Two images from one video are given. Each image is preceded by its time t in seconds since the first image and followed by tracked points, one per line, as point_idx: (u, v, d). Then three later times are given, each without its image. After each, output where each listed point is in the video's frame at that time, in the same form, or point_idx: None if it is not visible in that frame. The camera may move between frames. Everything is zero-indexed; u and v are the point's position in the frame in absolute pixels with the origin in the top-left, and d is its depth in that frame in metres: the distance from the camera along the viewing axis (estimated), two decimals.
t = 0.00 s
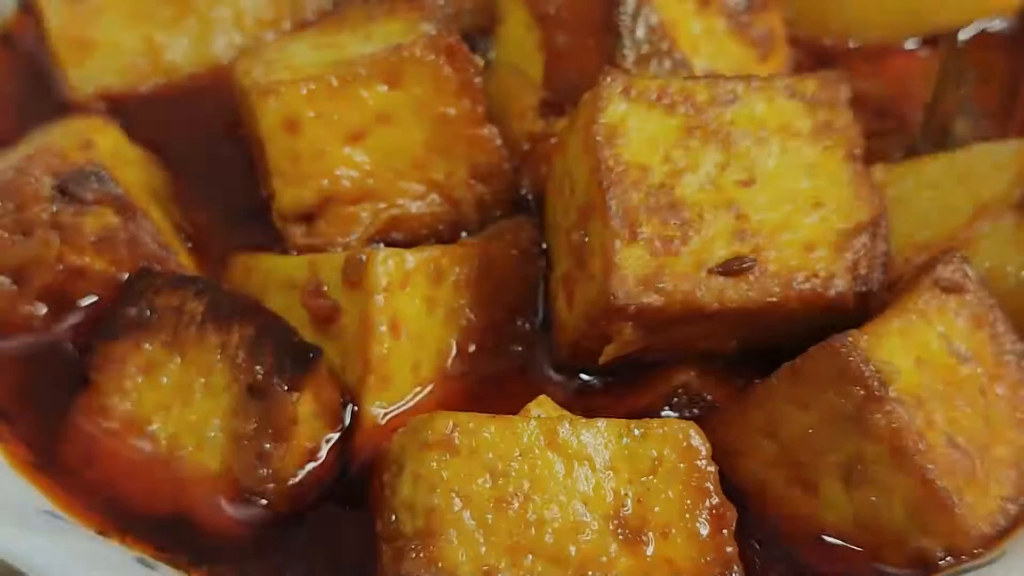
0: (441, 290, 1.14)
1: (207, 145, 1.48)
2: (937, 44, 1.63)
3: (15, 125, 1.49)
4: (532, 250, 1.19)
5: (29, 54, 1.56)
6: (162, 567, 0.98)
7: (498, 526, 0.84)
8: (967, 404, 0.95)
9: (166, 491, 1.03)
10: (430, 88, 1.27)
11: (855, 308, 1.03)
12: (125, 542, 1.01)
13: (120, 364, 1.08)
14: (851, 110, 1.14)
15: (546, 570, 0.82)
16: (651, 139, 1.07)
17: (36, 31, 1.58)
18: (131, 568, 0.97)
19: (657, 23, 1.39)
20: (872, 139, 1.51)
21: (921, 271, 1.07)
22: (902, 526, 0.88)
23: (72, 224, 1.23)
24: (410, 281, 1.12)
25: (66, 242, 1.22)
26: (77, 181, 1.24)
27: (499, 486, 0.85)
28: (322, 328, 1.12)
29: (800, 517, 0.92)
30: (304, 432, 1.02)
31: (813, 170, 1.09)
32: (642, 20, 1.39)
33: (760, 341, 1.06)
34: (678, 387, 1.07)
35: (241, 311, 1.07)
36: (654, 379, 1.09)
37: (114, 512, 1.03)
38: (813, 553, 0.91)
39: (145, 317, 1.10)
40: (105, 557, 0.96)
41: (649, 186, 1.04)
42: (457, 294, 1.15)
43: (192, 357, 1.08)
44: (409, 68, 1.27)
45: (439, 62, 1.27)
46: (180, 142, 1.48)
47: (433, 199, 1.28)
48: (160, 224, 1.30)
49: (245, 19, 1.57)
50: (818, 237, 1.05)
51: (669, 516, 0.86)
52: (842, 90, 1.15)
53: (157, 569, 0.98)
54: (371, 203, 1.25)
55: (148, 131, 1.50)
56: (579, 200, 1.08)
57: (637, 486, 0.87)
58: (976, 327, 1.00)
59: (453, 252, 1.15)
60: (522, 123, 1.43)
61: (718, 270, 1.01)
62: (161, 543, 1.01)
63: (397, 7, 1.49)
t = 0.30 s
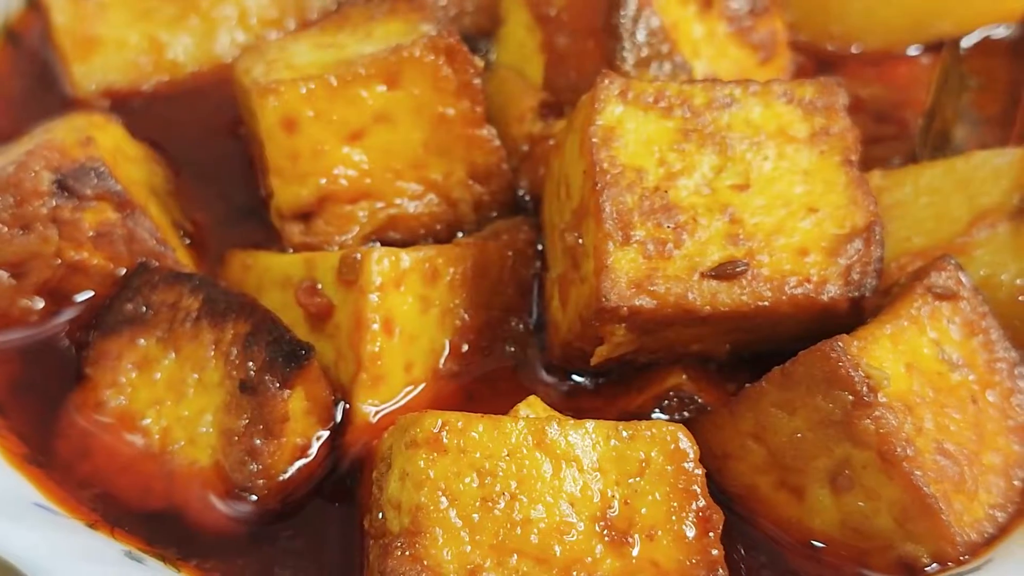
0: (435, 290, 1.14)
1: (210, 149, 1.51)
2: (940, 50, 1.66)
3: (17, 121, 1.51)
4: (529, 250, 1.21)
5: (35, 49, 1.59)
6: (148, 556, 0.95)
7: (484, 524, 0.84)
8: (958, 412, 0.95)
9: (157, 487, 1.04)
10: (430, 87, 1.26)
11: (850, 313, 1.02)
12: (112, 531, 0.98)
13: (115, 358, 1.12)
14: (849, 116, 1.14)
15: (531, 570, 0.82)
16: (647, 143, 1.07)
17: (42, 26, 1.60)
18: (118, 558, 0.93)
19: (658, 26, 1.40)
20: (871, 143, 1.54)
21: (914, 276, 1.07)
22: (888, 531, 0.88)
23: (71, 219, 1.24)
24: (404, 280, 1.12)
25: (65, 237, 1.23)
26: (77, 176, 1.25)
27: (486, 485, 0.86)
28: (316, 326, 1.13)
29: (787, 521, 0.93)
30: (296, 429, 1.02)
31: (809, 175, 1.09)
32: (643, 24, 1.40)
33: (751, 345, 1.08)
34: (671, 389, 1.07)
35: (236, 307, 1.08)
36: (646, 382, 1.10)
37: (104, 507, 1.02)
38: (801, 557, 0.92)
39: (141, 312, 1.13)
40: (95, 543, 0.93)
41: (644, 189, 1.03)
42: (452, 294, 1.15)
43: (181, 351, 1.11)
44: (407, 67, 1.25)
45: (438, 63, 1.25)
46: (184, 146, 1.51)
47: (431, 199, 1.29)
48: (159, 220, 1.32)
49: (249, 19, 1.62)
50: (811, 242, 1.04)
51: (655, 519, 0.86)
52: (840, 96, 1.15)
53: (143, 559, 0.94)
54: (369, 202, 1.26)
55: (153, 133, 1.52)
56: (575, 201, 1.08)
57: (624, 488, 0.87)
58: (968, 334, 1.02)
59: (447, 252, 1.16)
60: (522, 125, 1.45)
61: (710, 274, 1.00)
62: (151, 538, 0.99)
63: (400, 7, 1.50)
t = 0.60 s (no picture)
0: (426, 289, 1.14)
1: (209, 146, 1.51)
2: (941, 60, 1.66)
3: (20, 115, 1.52)
4: (522, 251, 1.21)
5: (40, 44, 1.60)
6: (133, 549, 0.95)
7: (465, 522, 0.84)
8: (944, 420, 0.95)
9: (145, 480, 1.04)
10: (427, 86, 1.27)
11: (839, 319, 1.02)
12: (97, 524, 0.98)
13: (107, 351, 1.13)
14: (845, 122, 1.14)
15: (511, 569, 0.82)
16: (640, 145, 1.07)
17: (47, 22, 1.62)
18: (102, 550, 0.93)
19: (657, 30, 1.41)
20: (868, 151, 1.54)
21: (905, 283, 1.07)
22: (870, 538, 0.88)
23: (68, 212, 1.25)
24: (395, 279, 1.12)
25: (61, 230, 1.24)
26: (75, 169, 1.25)
27: (468, 484, 0.86)
28: (306, 323, 1.13)
29: (770, 526, 0.93)
30: (283, 425, 1.03)
31: (803, 180, 1.08)
32: (642, 27, 1.41)
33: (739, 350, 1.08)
34: (658, 393, 1.07)
35: (227, 302, 1.09)
36: (635, 385, 1.10)
37: (91, 498, 1.03)
38: (783, 563, 0.93)
39: (135, 306, 1.14)
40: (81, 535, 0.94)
41: (635, 191, 1.03)
42: (443, 294, 1.16)
43: (174, 346, 1.11)
44: (404, 67, 1.26)
45: (435, 62, 1.26)
46: (184, 143, 1.51)
47: (425, 200, 1.29)
48: (155, 216, 1.33)
49: (253, 18, 1.63)
50: (802, 247, 1.04)
51: (637, 520, 0.86)
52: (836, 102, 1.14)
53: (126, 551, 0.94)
54: (363, 200, 1.26)
55: (154, 129, 1.53)
56: (567, 202, 1.08)
57: (606, 489, 0.88)
58: (957, 342, 1.02)
59: (439, 251, 1.16)
60: (520, 126, 1.45)
61: (700, 277, 1.00)
62: (136, 531, 1.00)
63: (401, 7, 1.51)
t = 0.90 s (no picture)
0: (415, 288, 1.15)
1: (208, 142, 1.52)
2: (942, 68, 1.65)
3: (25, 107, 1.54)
4: (514, 252, 1.21)
5: (46, 40, 1.62)
6: (113, 540, 0.95)
7: (441, 520, 0.84)
8: (928, 428, 0.95)
9: (131, 472, 1.05)
10: (421, 86, 1.27)
11: (825, 326, 1.02)
12: (81, 515, 0.99)
13: (98, 345, 1.14)
14: (837, 128, 1.14)
15: (486, 567, 0.82)
16: (629, 148, 1.07)
17: (53, 19, 1.64)
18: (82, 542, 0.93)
19: (655, 33, 1.40)
20: (865, 159, 1.56)
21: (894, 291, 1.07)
22: (849, 545, 0.87)
23: (63, 205, 1.26)
24: (384, 277, 1.12)
25: (56, 223, 1.25)
26: (70, 163, 1.27)
27: (446, 482, 0.86)
28: (296, 319, 1.14)
29: (750, 530, 0.93)
30: (268, 420, 1.03)
31: (793, 186, 1.08)
32: (641, 31, 1.41)
33: (727, 354, 1.08)
34: (643, 396, 1.07)
35: (216, 297, 1.09)
36: (622, 388, 1.10)
37: (77, 489, 1.03)
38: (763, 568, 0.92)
39: (127, 299, 1.15)
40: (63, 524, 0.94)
41: (623, 194, 1.04)
42: (432, 293, 1.16)
43: (164, 340, 1.12)
44: (398, 66, 1.26)
45: (429, 62, 1.26)
46: (184, 139, 1.52)
47: (419, 199, 1.29)
48: (150, 210, 1.34)
49: (257, 15, 1.64)
50: (789, 252, 1.04)
51: (614, 522, 0.86)
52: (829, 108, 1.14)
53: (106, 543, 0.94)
54: (357, 198, 1.27)
55: (154, 124, 1.54)
56: (556, 204, 1.08)
57: (584, 490, 0.88)
58: (944, 351, 1.02)
59: (430, 250, 1.16)
60: (518, 128, 1.46)
61: (685, 281, 1.00)
62: (119, 523, 1.00)
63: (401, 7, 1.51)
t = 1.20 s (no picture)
0: (401, 286, 1.15)
1: (206, 137, 1.53)
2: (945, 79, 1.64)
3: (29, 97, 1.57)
4: (502, 253, 1.21)
5: (53, 31, 1.64)
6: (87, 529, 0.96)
7: (410, 517, 0.84)
8: (904, 439, 0.94)
9: (113, 462, 1.06)
10: (414, 86, 1.27)
11: (805, 334, 1.01)
12: (59, 503, 1.00)
13: (85, 334, 1.14)
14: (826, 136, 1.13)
15: (453, 566, 0.82)
16: (615, 152, 1.08)
17: (61, 10, 1.65)
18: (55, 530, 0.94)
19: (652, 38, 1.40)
20: (863, 169, 1.54)
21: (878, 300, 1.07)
22: (819, 554, 0.86)
23: (56, 195, 1.29)
24: (368, 275, 1.13)
25: (48, 213, 1.28)
26: (63, 154, 1.29)
27: (416, 480, 0.86)
28: (281, 315, 1.14)
29: (723, 537, 0.92)
30: (247, 414, 1.03)
31: (779, 194, 1.08)
32: (638, 35, 1.41)
33: (711, 360, 1.07)
34: (624, 399, 1.07)
35: (201, 290, 1.10)
36: (604, 392, 1.10)
37: (58, 478, 1.04)
38: None
39: (116, 291, 1.16)
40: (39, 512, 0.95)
41: (607, 198, 1.04)
42: (417, 292, 1.16)
43: (150, 332, 1.12)
44: (391, 65, 1.26)
45: (421, 61, 1.26)
46: (182, 133, 1.53)
47: (409, 199, 1.30)
48: (143, 203, 1.35)
49: (261, 12, 1.65)
50: (772, 259, 1.03)
51: (584, 525, 0.86)
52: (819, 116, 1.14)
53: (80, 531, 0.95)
54: (347, 196, 1.27)
55: (154, 117, 1.55)
56: (541, 205, 1.08)
57: (555, 492, 0.88)
58: (927, 362, 1.02)
59: (417, 249, 1.16)
60: (513, 129, 1.46)
61: (666, 285, 1.00)
62: (97, 512, 1.01)
63: (403, 7, 1.52)
